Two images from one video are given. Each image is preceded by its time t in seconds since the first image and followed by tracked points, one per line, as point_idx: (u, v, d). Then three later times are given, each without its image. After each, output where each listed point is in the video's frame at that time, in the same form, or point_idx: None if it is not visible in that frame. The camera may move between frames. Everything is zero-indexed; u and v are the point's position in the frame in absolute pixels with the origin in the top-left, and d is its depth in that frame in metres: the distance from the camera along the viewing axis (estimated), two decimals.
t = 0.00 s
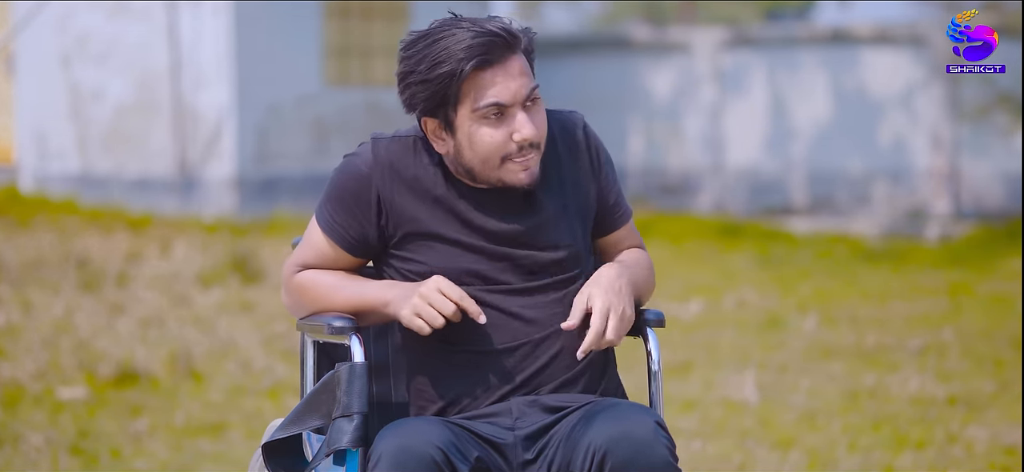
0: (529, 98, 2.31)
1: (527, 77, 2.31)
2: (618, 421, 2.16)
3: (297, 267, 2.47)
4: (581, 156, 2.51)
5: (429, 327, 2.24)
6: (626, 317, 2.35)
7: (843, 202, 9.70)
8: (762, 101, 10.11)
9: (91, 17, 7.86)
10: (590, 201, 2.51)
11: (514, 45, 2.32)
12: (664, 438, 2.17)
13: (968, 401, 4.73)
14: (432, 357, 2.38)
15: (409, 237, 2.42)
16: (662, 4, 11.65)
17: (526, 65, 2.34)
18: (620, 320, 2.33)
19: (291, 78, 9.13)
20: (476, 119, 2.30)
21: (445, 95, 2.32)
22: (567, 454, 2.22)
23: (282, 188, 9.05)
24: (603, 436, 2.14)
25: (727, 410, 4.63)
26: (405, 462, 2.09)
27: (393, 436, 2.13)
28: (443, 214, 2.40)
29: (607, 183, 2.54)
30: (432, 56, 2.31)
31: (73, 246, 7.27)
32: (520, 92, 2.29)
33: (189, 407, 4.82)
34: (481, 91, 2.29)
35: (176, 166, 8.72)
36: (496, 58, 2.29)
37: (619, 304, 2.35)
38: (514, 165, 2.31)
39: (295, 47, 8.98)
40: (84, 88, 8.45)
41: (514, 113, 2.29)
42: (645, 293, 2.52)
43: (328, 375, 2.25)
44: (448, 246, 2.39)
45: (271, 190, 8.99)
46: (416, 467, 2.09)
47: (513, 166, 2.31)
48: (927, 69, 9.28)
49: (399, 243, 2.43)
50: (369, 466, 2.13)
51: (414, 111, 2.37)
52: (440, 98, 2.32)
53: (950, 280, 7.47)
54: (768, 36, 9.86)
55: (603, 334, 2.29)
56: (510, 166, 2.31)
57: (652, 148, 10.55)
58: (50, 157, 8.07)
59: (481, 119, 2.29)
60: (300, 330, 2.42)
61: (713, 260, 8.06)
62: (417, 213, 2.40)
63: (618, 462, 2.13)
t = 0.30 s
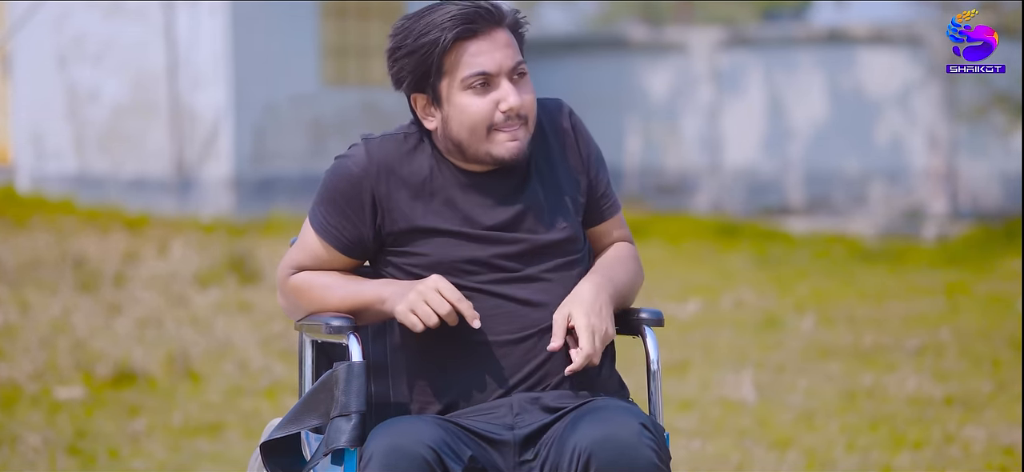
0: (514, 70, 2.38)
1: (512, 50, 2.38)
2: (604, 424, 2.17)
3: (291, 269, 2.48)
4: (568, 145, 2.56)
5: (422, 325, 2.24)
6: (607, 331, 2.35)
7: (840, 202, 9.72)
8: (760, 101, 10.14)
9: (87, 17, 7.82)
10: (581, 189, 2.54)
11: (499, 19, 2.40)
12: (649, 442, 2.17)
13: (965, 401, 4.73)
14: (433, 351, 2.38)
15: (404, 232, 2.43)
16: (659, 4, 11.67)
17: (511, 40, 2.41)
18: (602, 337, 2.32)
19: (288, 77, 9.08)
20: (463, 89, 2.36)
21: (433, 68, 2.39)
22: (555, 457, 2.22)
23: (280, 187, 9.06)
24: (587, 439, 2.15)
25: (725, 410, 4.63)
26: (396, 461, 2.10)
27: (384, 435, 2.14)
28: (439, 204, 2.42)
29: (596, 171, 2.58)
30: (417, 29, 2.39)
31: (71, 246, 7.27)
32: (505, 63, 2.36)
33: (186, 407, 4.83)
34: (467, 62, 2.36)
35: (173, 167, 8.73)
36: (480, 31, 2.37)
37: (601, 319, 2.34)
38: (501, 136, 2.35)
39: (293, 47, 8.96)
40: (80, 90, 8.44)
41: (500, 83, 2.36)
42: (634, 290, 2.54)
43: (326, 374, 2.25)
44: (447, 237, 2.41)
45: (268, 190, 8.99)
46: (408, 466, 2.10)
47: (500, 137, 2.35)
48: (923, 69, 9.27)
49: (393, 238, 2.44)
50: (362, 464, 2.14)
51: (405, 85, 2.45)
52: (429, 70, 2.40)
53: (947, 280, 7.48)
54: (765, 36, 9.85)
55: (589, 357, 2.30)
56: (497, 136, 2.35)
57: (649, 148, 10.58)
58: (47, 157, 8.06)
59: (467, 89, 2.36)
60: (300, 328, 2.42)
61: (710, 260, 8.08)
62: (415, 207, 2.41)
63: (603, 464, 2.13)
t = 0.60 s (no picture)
0: (516, 31, 2.41)
1: (514, 12, 2.42)
2: (613, 418, 2.21)
3: (296, 266, 2.47)
4: (587, 149, 2.52)
5: (423, 323, 2.23)
6: (655, 323, 2.36)
7: (844, 202, 9.70)
8: (763, 101, 10.14)
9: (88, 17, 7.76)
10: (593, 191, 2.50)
11: None
12: (657, 436, 2.20)
13: (970, 401, 4.73)
14: (432, 344, 2.39)
15: (404, 219, 2.41)
16: (661, 4, 11.63)
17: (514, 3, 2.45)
18: (650, 326, 2.34)
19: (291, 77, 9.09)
20: (466, 50, 2.40)
21: (436, 31, 2.43)
22: (563, 450, 2.26)
23: (283, 188, 9.06)
24: (597, 432, 2.19)
25: (728, 410, 4.63)
26: (402, 458, 2.12)
27: (389, 434, 2.16)
28: (438, 190, 2.42)
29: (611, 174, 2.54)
30: None
31: (74, 246, 7.27)
32: (507, 24, 2.40)
33: (190, 407, 4.83)
34: (470, 22, 2.40)
35: (176, 167, 8.73)
36: None
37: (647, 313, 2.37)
38: (505, 94, 2.37)
39: (295, 46, 8.97)
40: (84, 89, 8.50)
41: (503, 43, 2.39)
42: (658, 303, 2.53)
43: (328, 374, 2.25)
44: (444, 222, 2.40)
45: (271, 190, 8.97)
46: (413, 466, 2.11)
47: (504, 94, 2.37)
48: (926, 69, 9.26)
49: (394, 229, 2.43)
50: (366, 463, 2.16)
51: (408, 52, 2.49)
52: (431, 33, 2.44)
53: (951, 280, 7.47)
54: (768, 36, 9.84)
55: (638, 342, 2.30)
56: (502, 94, 2.37)
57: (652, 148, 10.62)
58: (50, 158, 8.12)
59: (470, 49, 2.39)
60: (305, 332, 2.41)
61: (713, 260, 8.07)
62: (414, 194, 2.41)
63: (612, 458, 2.17)
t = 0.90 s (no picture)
0: (523, 26, 2.42)
1: (521, 8, 2.42)
2: (616, 411, 2.25)
3: (294, 268, 2.48)
4: (586, 159, 2.51)
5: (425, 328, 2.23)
6: (660, 318, 2.37)
7: (848, 202, 9.68)
8: (766, 102, 10.14)
9: (93, 18, 7.91)
10: (593, 206, 2.50)
11: None
12: (658, 429, 2.24)
13: (973, 401, 4.72)
14: (423, 349, 2.42)
15: (400, 228, 2.43)
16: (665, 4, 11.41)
17: None
18: (655, 318, 2.35)
19: (294, 78, 9.09)
20: (474, 44, 2.40)
21: (443, 26, 2.43)
22: (558, 443, 2.31)
23: (287, 187, 9.07)
24: (601, 423, 2.23)
25: (732, 410, 4.62)
26: (411, 449, 2.12)
27: (399, 428, 2.17)
28: (434, 202, 2.42)
29: (615, 187, 2.53)
30: None
31: (77, 245, 7.28)
32: (514, 19, 2.40)
33: (193, 407, 4.83)
34: (478, 17, 2.40)
35: (180, 166, 8.73)
36: None
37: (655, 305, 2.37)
38: (514, 87, 2.37)
39: (298, 46, 8.96)
40: (88, 89, 8.50)
41: (512, 38, 2.39)
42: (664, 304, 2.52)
43: (328, 373, 2.26)
44: (441, 233, 2.41)
45: (274, 191, 8.95)
46: (428, 457, 2.12)
47: (513, 88, 2.37)
48: (930, 69, 9.24)
49: (390, 236, 2.45)
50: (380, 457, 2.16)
51: (414, 47, 2.49)
52: (438, 29, 2.44)
53: (955, 280, 7.45)
54: (771, 36, 9.83)
55: (637, 332, 2.31)
56: (511, 87, 2.37)
57: (655, 148, 10.61)
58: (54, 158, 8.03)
59: (479, 44, 2.39)
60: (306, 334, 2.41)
61: (716, 260, 8.06)
62: (412, 202, 2.42)
63: (617, 447, 2.19)
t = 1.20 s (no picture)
0: (513, 54, 2.47)
1: (509, 35, 2.48)
2: (628, 413, 2.25)
3: (291, 270, 2.46)
4: (573, 161, 2.58)
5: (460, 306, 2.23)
6: (626, 307, 2.38)
7: (847, 203, 9.69)
8: (765, 101, 10.08)
9: (94, 18, 7.76)
10: (579, 200, 2.56)
11: (498, 7, 2.51)
12: (670, 432, 2.24)
13: (972, 401, 4.72)
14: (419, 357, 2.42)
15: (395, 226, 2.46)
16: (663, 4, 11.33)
17: (510, 27, 2.52)
18: (616, 302, 2.36)
19: (294, 77, 9.09)
20: (464, 72, 2.45)
21: (435, 52, 2.49)
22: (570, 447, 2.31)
23: (286, 188, 9.08)
24: (614, 424, 2.24)
25: (731, 410, 4.62)
26: (412, 449, 2.12)
27: (401, 429, 2.16)
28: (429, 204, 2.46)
29: (601, 186, 2.59)
30: (419, 15, 2.49)
31: (77, 245, 7.29)
32: (503, 48, 2.46)
33: (192, 407, 4.83)
34: (468, 46, 2.46)
35: (179, 166, 8.73)
36: (480, 16, 2.48)
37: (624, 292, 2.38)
38: (503, 115, 2.42)
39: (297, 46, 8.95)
40: (87, 90, 8.40)
41: (501, 65, 2.45)
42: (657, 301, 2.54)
43: (327, 375, 2.25)
44: (436, 232, 2.44)
45: (274, 190, 9.02)
46: (428, 458, 2.12)
47: (503, 115, 2.41)
48: (930, 69, 9.23)
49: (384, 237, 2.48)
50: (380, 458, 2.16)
51: (407, 73, 2.54)
52: (430, 55, 2.49)
53: (954, 281, 7.46)
54: (771, 35, 9.82)
55: (588, 304, 2.32)
56: (500, 115, 2.42)
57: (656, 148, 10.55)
58: (53, 157, 7.86)
59: (469, 72, 2.45)
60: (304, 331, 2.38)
61: (716, 260, 8.07)
62: (412, 197, 2.46)
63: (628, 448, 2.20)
